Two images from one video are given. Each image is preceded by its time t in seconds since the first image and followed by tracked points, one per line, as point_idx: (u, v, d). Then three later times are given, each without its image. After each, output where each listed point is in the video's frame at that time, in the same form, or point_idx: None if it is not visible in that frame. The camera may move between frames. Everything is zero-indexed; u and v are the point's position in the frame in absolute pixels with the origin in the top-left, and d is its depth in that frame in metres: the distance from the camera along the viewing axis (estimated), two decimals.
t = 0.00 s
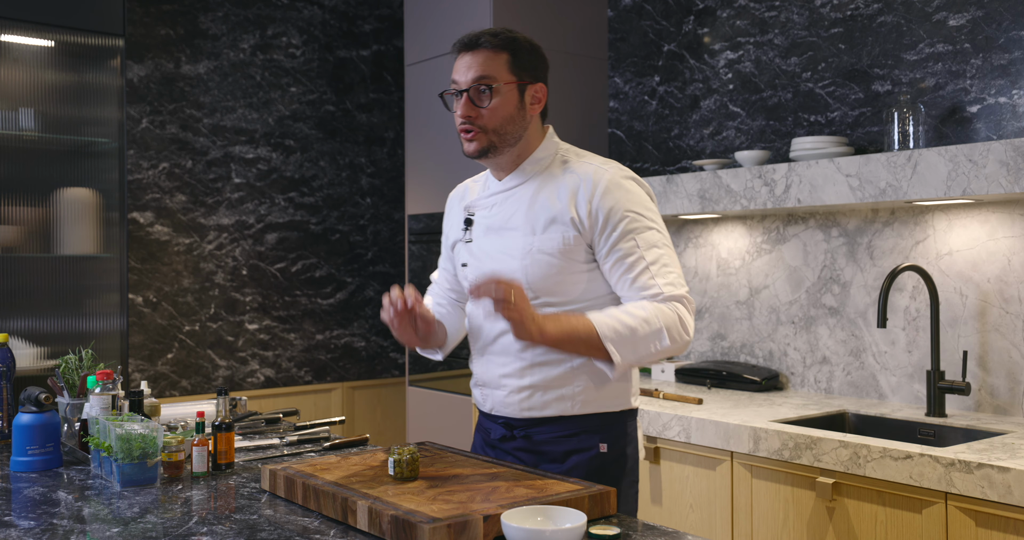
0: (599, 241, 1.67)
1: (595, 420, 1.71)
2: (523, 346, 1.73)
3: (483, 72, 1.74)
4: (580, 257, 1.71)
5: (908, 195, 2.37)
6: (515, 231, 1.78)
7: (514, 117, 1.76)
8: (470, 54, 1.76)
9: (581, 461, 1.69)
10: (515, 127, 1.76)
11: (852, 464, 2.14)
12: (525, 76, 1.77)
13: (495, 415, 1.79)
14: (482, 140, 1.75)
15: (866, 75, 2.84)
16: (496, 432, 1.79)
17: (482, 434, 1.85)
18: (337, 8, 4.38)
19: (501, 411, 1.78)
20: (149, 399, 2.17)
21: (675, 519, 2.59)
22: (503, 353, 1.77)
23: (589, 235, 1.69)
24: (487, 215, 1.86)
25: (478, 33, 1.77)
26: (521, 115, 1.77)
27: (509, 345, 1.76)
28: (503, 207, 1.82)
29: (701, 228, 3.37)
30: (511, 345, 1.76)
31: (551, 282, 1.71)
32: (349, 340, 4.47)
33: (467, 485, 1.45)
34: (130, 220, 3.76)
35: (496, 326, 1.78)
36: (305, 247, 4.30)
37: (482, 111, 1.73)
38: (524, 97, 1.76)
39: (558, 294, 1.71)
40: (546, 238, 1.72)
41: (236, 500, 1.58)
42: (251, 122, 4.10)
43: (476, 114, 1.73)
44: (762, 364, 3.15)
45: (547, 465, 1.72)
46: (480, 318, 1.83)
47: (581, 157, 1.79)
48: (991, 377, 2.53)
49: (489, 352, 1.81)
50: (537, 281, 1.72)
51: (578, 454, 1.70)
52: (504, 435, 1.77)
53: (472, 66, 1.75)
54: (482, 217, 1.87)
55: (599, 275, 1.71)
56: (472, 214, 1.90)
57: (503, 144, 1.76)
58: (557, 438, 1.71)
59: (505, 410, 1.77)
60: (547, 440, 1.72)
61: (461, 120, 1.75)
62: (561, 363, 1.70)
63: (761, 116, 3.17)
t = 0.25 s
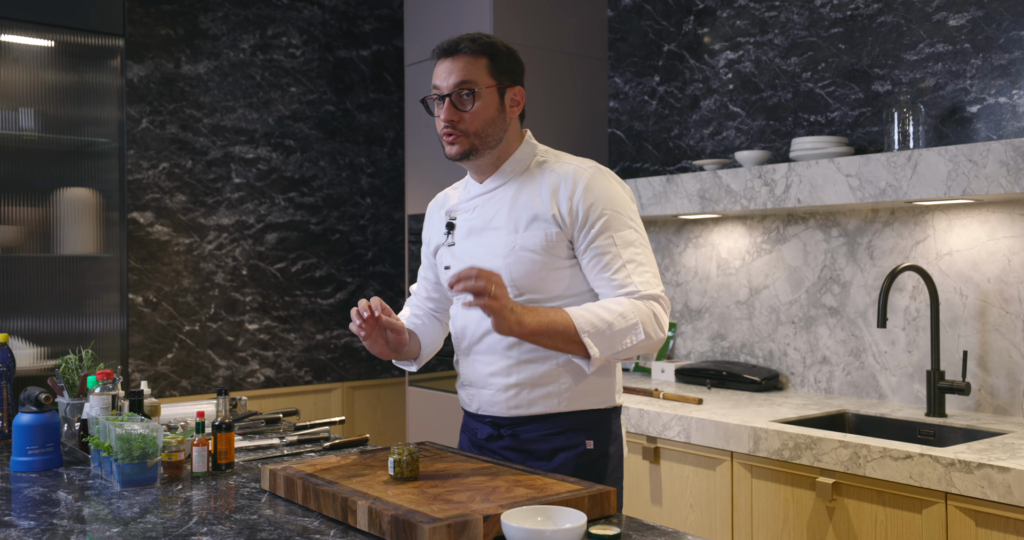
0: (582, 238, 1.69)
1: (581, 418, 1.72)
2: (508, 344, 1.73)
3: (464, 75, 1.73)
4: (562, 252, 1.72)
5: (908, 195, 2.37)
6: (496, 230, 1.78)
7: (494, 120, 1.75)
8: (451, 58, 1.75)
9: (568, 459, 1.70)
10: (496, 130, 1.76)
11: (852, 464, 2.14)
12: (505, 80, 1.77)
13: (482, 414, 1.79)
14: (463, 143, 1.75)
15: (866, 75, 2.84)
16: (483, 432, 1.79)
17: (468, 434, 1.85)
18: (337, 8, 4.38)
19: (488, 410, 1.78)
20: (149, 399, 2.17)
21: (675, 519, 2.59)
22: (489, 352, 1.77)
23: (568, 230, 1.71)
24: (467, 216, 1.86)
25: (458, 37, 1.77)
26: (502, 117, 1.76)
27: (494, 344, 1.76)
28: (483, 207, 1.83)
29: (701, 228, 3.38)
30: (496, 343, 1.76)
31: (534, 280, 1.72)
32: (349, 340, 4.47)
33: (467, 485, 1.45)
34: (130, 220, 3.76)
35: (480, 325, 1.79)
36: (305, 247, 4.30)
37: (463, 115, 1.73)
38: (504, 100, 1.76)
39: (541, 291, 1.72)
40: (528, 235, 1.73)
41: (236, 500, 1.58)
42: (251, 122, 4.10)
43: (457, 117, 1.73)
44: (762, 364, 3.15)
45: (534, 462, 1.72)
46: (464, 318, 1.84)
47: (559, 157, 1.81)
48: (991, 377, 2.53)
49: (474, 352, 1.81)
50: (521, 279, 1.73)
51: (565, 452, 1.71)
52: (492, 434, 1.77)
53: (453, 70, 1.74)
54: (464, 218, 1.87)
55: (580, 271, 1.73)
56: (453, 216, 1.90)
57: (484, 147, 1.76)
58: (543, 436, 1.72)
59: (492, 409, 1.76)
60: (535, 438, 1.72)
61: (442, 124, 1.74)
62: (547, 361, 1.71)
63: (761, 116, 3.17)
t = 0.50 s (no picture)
0: (579, 237, 1.69)
1: (578, 417, 1.72)
2: (504, 346, 1.73)
3: (479, 68, 1.73)
4: (558, 252, 1.72)
5: (908, 195, 2.37)
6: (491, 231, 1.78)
7: (506, 114, 1.76)
8: (460, 51, 1.74)
9: (566, 459, 1.70)
10: (507, 124, 1.77)
11: (852, 464, 2.14)
12: (511, 76, 1.79)
13: (478, 417, 1.79)
14: (479, 136, 1.74)
15: (866, 75, 2.84)
16: (479, 435, 1.79)
17: (464, 436, 1.85)
18: (337, 8, 4.38)
19: (483, 413, 1.78)
20: (149, 399, 2.17)
21: (675, 519, 2.59)
22: (484, 355, 1.77)
23: (565, 230, 1.71)
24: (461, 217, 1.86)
25: (466, 32, 1.76)
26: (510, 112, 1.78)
27: (489, 346, 1.76)
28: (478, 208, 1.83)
29: (701, 228, 3.38)
30: (491, 345, 1.76)
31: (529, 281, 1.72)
32: (349, 340, 4.47)
33: (467, 485, 1.45)
34: (130, 220, 3.76)
35: (475, 327, 1.78)
36: (305, 247, 4.30)
37: (479, 107, 1.72)
38: (512, 95, 1.78)
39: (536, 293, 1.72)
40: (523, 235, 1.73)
41: (236, 500, 1.58)
42: (251, 122, 4.10)
43: (474, 109, 1.72)
44: (762, 364, 3.15)
45: (531, 463, 1.72)
46: (459, 320, 1.83)
47: (553, 156, 1.81)
48: (991, 377, 2.53)
49: (469, 354, 1.81)
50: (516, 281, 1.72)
51: (562, 453, 1.70)
52: (488, 437, 1.77)
53: (466, 64, 1.73)
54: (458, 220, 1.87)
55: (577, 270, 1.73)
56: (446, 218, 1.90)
57: (497, 140, 1.76)
58: (540, 438, 1.71)
59: (488, 412, 1.76)
60: (531, 440, 1.72)
61: (457, 115, 1.73)
62: (543, 362, 1.71)
63: (761, 116, 3.17)
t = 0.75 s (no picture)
0: (587, 244, 1.70)
1: (581, 418, 1.72)
2: (509, 349, 1.73)
3: (488, 69, 1.73)
4: (564, 257, 1.72)
5: (908, 195, 2.37)
6: (497, 234, 1.78)
7: (514, 115, 1.77)
8: (468, 51, 1.74)
9: (567, 460, 1.70)
10: (515, 125, 1.78)
11: (852, 464, 2.14)
12: (519, 76, 1.79)
13: (480, 417, 1.79)
14: (487, 138, 1.74)
15: (866, 75, 2.84)
16: (481, 435, 1.79)
17: (465, 436, 1.85)
18: (337, 8, 4.38)
19: (486, 413, 1.78)
20: (149, 399, 2.17)
21: (675, 519, 2.59)
22: (488, 357, 1.77)
23: (572, 236, 1.71)
24: (466, 218, 1.85)
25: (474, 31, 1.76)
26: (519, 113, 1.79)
27: (494, 348, 1.76)
28: (484, 210, 1.81)
29: (701, 228, 3.38)
30: (496, 347, 1.75)
31: (536, 284, 1.72)
32: (349, 340, 4.47)
33: (467, 485, 1.45)
34: (130, 220, 3.76)
35: (480, 329, 1.78)
36: (305, 247, 4.30)
37: (488, 108, 1.72)
38: (520, 96, 1.78)
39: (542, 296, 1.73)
40: (530, 239, 1.73)
41: (236, 500, 1.58)
42: (251, 122, 4.10)
43: (483, 111, 1.72)
44: (762, 364, 3.15)
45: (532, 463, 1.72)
46: (462, 322, 1.83)
47: (559, 160, 1.81)
48: (991, 377, 2.53)
49: (472, 356, 1.80)
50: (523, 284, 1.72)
51: (564, 454, 1.71)
52: (489, 437, 1.77)
53: (475, 64, 1.73)
54: (462, 220, 1.85)
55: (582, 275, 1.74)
56: (450, 217, 1.89)
57: (506, 142, 1.76)
58: (541, 439, 1.72)
59: (490, 413, 1.76)
60: (533, 441, 1.72)
61: (466, 117, 1.73)
62: (547, 365, 1.71)
63: (761, 116, 3.17)
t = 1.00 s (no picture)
0: (594, 237, 1.69)
1: (581, 419, 1.72)
2: (511, 347, 1.74)
3: (495, 64, 1.75)
4: (569, 253, 1.72)
5: (908, 195, 2.37)
6: (502, 230, 1.78)
7: (521, 110, 1.78)
8: (476, 46, 1.77)
9: (568, 460, 1.69)
10: (521, 120, 1.79)
11: (852, 464, 2.14)
12: (525, 72, 1.81)
13: (481, 417, 1.79)
14: (494, 132, 1.75)
15: (866, 75, 2.84)
16: (481, 435, 1.79)
17: (466, 436, 1.85)
18: (337, 8, 4.38)
19: (486, 413, 1.78)
20: (149, 399, 2.17)
21: (675, 519, 2.59)
22: (489, 356, 1.78)
23: (577, 231, 1.71)
24: (471, 213, 1.86)
25: (482, 28, 1.79)
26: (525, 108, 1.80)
27: (496, 346, 1.76)
28: (489, 205, 1.82)
29: (701, 228, 3.38)
30: (498, 346, 1.76)
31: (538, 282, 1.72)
32: (349, 340, 4.47)
33: (467, 485, 1.45)
34: (130, 220, 3.76)
35: (482, 326, 1.79)
36: (305, 247, 4.30)
37: (495, 103, 1.74)
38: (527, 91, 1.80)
39: (544, 294, 1.71)
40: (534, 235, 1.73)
41: (236, 500, 1.58)
42: (251, 122, 4.10)
43: (489, 105, 1.74)
44: (762, 364, 3.15)
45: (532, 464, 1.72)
46: (466, 318, 1.84)
47: (567, 157, 1.82)
48: (991, 377, 2.53)
49: (474, 353, 1.81)
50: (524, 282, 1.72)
51: (564, 455, 1.70)
52: (489, 438, 1.77)
53: (482, 59, 1.75)
54: (467, 215, 1.86)
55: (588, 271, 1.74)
56: (456, 213, 1.90)
57: (513, 136, 1.77)
58: (542, 439, 1.72)
59: (491, 413, 1.76)
60: (533, 441, 1.72)
61: (473, 111, 1.74)
62: (548, 365, 1.71)
63: (761, 116, 3.17)
